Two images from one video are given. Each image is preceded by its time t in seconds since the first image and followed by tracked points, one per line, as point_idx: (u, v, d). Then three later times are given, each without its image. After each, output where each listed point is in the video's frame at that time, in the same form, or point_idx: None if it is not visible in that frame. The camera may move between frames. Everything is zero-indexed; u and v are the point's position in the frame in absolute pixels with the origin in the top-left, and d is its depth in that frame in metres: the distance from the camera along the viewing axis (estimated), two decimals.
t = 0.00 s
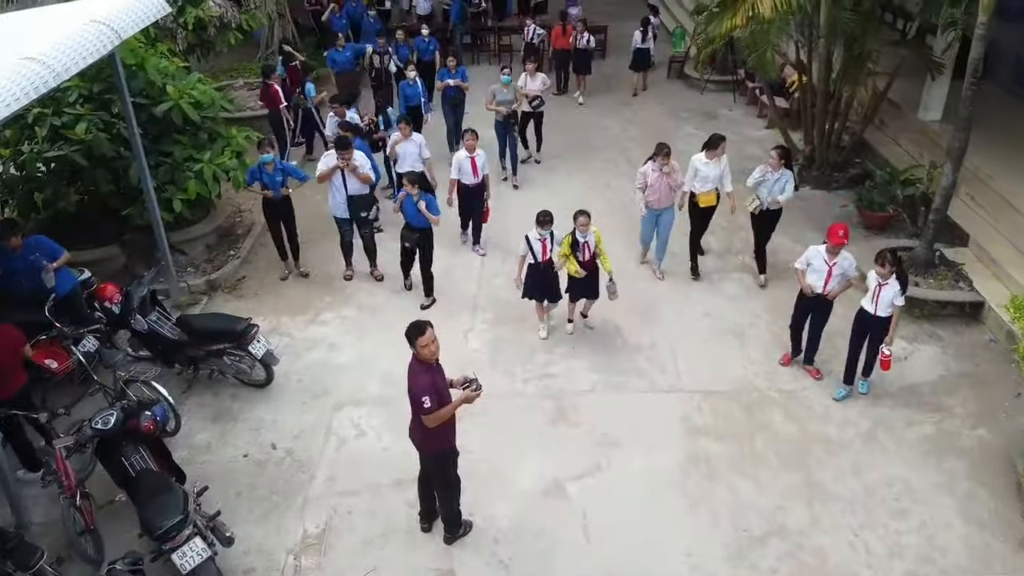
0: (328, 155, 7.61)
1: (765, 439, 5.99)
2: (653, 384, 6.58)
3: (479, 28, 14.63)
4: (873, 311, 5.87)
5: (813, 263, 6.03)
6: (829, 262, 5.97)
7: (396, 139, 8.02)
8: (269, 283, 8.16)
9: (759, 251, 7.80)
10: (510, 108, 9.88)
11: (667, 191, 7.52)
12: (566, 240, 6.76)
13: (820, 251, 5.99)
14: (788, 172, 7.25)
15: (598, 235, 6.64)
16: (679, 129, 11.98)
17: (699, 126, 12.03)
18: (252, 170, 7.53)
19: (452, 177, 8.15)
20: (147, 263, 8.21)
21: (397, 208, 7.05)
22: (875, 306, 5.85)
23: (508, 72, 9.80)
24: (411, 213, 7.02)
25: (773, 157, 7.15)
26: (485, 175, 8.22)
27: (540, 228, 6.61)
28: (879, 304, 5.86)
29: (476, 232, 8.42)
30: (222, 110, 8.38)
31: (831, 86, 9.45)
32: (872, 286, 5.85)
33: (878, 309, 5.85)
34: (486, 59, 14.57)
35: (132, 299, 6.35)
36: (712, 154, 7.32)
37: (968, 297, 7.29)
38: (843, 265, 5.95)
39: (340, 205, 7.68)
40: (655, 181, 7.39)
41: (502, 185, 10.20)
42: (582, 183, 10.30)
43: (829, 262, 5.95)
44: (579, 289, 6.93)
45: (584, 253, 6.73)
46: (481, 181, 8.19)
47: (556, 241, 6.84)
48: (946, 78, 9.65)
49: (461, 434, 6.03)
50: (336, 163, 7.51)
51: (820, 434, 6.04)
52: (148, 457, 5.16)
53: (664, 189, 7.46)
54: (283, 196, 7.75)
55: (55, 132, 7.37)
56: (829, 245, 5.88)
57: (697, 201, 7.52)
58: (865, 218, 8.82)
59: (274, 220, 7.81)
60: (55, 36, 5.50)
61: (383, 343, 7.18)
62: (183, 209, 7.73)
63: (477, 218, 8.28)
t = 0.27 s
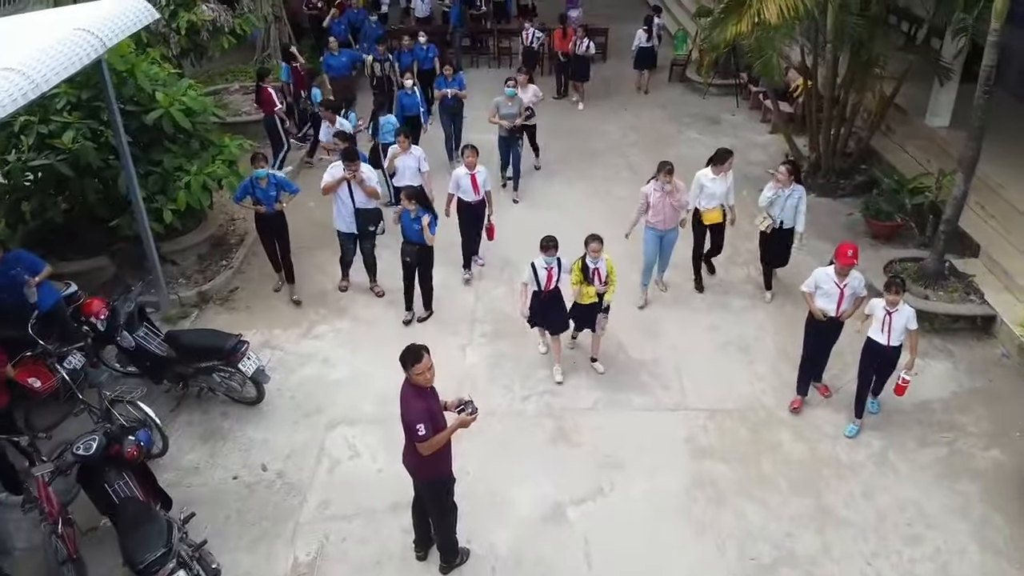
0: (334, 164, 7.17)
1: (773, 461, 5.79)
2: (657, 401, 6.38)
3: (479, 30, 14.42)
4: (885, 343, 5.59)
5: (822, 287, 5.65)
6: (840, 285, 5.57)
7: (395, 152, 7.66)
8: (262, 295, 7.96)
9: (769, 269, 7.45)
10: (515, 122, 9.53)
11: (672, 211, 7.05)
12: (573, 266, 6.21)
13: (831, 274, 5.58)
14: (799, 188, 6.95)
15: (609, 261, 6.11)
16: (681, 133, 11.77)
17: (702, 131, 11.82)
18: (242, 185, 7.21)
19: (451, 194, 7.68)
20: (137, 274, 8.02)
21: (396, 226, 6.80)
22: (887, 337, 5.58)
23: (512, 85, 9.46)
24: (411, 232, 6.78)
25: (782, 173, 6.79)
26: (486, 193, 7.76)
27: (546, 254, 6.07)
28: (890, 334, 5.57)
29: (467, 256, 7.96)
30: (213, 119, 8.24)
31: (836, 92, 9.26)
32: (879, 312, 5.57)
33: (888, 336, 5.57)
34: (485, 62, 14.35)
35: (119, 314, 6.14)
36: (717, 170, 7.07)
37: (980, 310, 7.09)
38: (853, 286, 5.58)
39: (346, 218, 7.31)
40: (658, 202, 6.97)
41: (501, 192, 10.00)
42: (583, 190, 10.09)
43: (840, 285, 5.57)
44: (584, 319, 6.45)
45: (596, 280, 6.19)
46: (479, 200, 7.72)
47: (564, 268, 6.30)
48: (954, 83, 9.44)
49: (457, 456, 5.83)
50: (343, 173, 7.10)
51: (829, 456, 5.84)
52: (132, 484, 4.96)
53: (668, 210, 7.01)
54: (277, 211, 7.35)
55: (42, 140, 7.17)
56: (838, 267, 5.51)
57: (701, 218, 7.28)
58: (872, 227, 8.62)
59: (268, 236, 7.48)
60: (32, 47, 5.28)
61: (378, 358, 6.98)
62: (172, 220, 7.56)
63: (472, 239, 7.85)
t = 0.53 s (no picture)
0: (335, 177, 6.93)
1: (782, 486, 5.58)
2: (662, 421, 6.17)
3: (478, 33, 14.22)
4: (896, 372, 5.34)
5: (830, 314, 5.46)
6: (846, 309, 5.40)
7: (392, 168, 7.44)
8: (255, 308, 7.76)
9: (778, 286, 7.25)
10: (514, 135, 8.99)
11: (674, 232, 6.83)
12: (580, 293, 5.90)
13: (836, 299, 5.41)
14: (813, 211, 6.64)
15: (616, 288, 5.81)
16: (683, 139, 11.56)
17: (704, 136, 11.61)
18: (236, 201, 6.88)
19: (448, 215, 7.41)
20: (127, 286, 7.82)
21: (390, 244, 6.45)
22: (898, 366, 5.33)
23: (514, 95, 8.91)
24: (405, 251, 6.42)
25: (793, 195, 6.48)
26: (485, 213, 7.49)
27: (556, 283, 5.71)
28: (900, 363, 5.33)
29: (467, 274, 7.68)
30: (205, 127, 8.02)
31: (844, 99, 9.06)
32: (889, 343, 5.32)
33: (899, 367, 5.32)
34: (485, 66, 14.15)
35: (105, 332, 5.92)
36: (728, 190, 6.73)
37: (992, 326, 6.89)
38: (861, 307, 5.42)
39: (347, 232, 6.99)
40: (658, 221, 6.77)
41: (501, 199, 9.79)
42: (584, 198, 9.89)
43: (847, 310, 5.40)
44: (589, 352, 6.02)
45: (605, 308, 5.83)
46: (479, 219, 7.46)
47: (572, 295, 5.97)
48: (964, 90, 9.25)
49: (454, 481, 5.62)
50: (344, 186, 6.85)
51: (840, 479, 5.64)
52: (115, 514, 4.76)
53: (669, 230, 6.80)
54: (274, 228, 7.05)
55: (28, 151, 6.97)
56: (843, 291, 5.34)
57: (709, 240, 6.95)
58: (882, 238, 8.40)
59: (264, 254, 7.18)
60: (11, 58, 5.06)
61: (374, 375, 6.77)
62: (164, 231, 7.35)
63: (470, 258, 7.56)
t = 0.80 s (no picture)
0: (331, 196, 6.59)
1: (793, 511, 5.37)
2: (667, 442, 5.97)
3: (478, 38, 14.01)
4: (909, 407, 4.99)
5: (840, 341, 5.24)
6: (858, 335, 5.21)
7: (389, 186, 7.16)
8: (249, 322, 7.55)
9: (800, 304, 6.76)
10: (515, 153, 8.67)
11: (683, 259, 6.36)
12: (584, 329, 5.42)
13: (845, 324, 5.20)
14: (833, 239, 6.20)
15: (621, 324, 5.33)
16: (686, 145, 11.34)
17: (707, 142, 11.39)
18: (232, 218, 6.42)
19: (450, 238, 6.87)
20: (117, 299, 7.62)
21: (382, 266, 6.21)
22: (912, 401, 4.96)
23: (514, 111, 8.57)
24: (398, 272, 6.19)
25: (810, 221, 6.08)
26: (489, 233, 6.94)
27: (563, 321, 5.21)
28: (915, 397, 4.97)
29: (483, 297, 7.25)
30: (197, 136, 7.82)
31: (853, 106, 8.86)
32: (901, 374, 4.99)
33: (911, 401, 4.97)
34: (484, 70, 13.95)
35: (90, 351, 5.75)
36: (745, 212, 6.34)
37: (1008, 341, 6.68)
38: (872, 332, 5.21)
39: (346, 251, 6.55)
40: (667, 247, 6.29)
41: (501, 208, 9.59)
42: (585, 206, 9.69)
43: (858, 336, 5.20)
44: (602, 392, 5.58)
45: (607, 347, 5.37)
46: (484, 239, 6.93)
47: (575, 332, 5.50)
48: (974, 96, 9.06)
49: (452, 507, 5.42)
50: (341, 208, 6.52)
51: (854, 505, 5.42)
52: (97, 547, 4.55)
53: (678, 257, 6.33)
54: (269, 245, 6.62)
55: (12, 163, 6.74)
56: (854, 317, 5.13)
57: (725, 264, 6.53)
58: (892, 249, 8.20)
59: (257, 274, 6.72)
60: None
61: (370, 393, 6.56)
62: (155, 245, 7.11)
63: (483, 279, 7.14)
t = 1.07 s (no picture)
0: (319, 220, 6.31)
1: (803, 539, 5.16)
2: (672, 464, 5.75)
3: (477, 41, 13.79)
4: (933, 449, 4.64)
5: (862, 368, 5.01)
6: (881, 364, 4.95)
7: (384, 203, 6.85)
8: (241, 337, 7.33)
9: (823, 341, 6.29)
10: (520, 170, 8.08)
11: (700, 286, 5.97)
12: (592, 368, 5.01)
13: (869, 351, 4.96)
14: (852, 263, 5.77)
15: (632, 361, 4.95)
16: (689, 151, 11.12)
17: (711, 148, 11.16)
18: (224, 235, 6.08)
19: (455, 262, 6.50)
20: (104, 313, 7.40)
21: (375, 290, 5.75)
22: (935, 443, 4.62)
23: (516, 127, 8.03)
24: (393, 297, 5.74)
25: (829, 243, 5.68)
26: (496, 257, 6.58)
27: (569, 360, 4.84)
28: (940, 440, 4.62)
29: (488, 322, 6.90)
30: (188, 145, 7.60)
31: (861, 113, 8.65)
32: (927, 413, 4.63)
33: (937, 445, 4.61)
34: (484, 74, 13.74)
35: (73, 371, 5.51)
36: (757, 235, 5.85)
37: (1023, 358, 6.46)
38: (898, 361, 4.96)
39: (341, 274, 6.37)
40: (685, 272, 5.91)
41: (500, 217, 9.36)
42: (587, 215, 9.47)
43: (881, 365, 4.94)
44: (619, 438, 5.17)
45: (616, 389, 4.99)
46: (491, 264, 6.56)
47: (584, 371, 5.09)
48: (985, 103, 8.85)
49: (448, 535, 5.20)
50: (333, 229, 6.24)
51: (867, 533, 5.21)
52: None
53: (694, 282, 5.91)
54: (261, 264, 6.25)
55: None
56: (879, 343, 4.88)
57: (737, 289, 6.09)
58: (902, 260, 7.97)
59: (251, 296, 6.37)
60: None
61: (364, 412, 6.35)
62: (143, 257, 6.91)
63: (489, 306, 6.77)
